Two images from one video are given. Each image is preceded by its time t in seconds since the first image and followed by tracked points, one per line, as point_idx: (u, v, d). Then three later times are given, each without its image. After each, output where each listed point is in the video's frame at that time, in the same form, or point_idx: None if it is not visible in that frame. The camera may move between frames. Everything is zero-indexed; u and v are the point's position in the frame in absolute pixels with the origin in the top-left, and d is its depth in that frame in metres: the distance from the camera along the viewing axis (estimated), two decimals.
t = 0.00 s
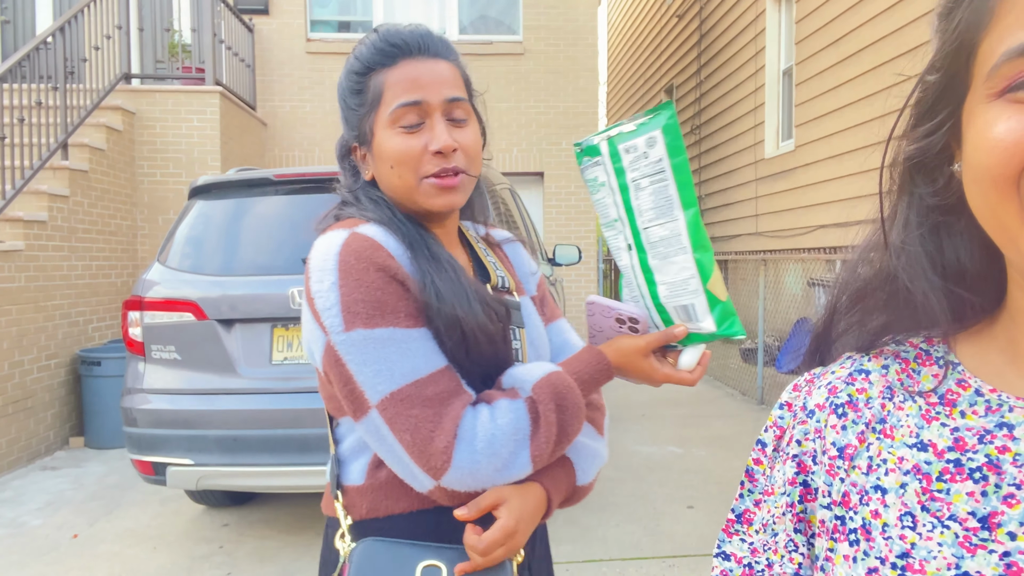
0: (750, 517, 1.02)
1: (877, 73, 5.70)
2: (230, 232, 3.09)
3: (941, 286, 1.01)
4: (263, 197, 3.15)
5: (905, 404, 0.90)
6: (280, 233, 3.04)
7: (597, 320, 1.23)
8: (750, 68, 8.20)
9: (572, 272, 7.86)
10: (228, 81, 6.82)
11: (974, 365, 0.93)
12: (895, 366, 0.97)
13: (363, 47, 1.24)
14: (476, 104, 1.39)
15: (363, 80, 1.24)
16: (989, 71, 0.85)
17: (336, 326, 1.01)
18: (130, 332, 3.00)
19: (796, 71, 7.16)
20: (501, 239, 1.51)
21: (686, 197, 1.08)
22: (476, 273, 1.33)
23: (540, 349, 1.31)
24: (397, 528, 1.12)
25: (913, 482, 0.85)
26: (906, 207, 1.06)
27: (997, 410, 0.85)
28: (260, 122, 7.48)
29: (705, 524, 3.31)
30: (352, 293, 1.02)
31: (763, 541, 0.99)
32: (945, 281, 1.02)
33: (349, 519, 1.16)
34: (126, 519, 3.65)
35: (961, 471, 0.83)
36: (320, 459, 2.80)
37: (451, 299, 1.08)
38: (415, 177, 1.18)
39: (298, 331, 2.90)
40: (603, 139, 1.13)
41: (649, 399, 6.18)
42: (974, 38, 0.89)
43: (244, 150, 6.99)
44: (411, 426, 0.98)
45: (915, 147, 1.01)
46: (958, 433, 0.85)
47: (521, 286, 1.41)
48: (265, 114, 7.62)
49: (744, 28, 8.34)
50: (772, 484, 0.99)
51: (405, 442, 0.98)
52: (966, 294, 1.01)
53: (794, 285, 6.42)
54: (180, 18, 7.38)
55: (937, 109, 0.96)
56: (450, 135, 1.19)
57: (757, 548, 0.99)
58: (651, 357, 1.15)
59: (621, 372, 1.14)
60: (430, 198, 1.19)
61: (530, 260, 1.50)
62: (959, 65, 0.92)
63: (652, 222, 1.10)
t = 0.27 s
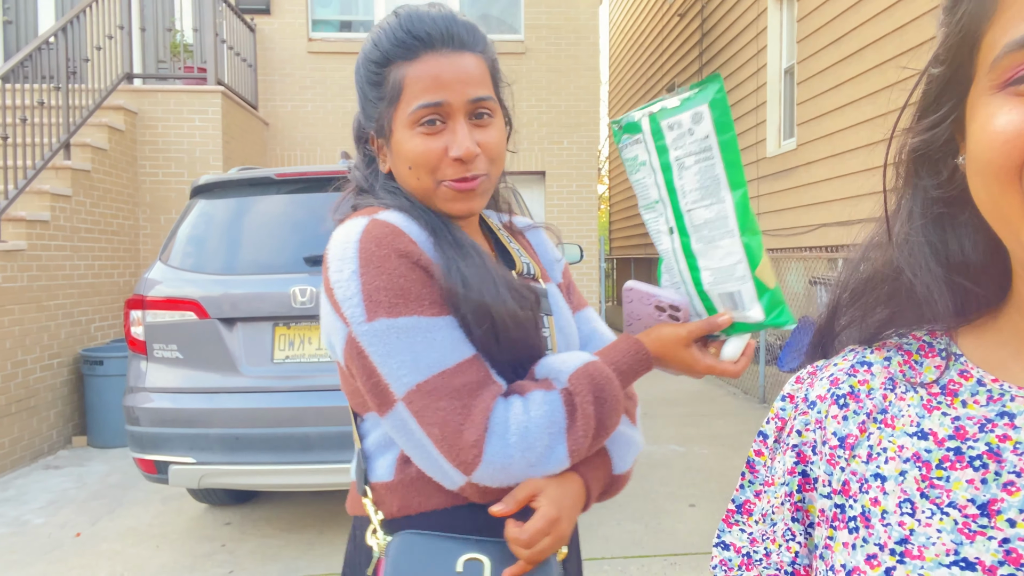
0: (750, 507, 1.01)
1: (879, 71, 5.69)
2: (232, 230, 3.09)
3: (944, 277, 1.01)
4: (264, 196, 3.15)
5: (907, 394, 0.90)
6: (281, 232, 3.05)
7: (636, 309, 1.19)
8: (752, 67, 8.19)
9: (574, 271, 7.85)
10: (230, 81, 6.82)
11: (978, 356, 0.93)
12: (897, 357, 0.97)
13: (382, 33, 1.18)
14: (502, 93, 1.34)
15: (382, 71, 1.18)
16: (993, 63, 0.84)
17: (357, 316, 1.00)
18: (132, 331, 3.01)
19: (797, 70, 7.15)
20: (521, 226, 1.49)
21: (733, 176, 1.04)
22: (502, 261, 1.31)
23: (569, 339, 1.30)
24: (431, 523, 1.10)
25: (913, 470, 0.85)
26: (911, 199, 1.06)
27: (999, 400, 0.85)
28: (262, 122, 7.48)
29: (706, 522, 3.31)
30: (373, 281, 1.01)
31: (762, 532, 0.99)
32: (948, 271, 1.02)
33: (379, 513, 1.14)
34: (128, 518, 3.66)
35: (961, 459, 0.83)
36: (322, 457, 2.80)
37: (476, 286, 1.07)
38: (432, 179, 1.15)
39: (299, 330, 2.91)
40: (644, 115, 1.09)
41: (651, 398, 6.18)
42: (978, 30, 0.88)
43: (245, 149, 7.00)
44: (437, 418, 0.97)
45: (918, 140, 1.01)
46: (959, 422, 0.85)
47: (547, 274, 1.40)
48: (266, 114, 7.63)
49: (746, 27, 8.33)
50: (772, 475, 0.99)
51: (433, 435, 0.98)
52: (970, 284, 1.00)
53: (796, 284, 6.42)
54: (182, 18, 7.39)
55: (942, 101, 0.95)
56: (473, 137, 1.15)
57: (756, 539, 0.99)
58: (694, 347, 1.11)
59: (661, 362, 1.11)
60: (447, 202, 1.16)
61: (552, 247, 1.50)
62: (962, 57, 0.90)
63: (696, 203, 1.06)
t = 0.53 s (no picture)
0: (757, 520, 1.00)
1: (883, 66, 5.66)
2: (234, 228, 3.09)
3: (952, 283, 1.00)
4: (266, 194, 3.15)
5: (916, 405, 0.90)
6: (283, 230, 3.04)
7: (666, 306, 1.18)
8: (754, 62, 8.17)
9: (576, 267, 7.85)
10: (231, 78, 6.82)
11: (987, 366, 0.91)
12: (905, 368, 0.96)
13: (407, 32, 1.17)
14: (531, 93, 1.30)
15: (407, 71, 1.16)
16: (1003, 68, 0.84)
17: (383, 316, 0.98)
18: (134, 329, 3.00)
19: (800, 64, 7.12)
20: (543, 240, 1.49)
21: (773, 161, 1.05)
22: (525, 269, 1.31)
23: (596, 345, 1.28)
24: (469, 550, 1.06)
25: (921, 481, 0.85)
26: (918, 204, 1.05)
27: (1008, 410, 0.84)
28: (263, 119, 7.48)
29: (709, 519, 3.31)
30: (401, 279, 0.99)
31: (769, 545, 0.97)
32: (956, 277, 1.01)
33: (409, 545, 1.10)
34: (131, 515, 3.66)
35: (970, 471, 0.82)
36: (324, 455, 2.80)
37: (503, 284, 1.06)
38: (455, 186, 1.15)
39: (301, 327, 2.90)
40: (672, 105, 1.11)
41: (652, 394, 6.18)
42: (990, 34, 0.87)
43: (247, 146, 7.00)
44: (474, 425, 0.94)
45: (930, 143, 1.01)
46: (968, 433, 0.84)
47: (569, 284, 1.39)
48: (268, 111, 7.63)
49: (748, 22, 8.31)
50: (779, 487, 0.99)
51: (470, 444, 0.94)
52: (977, 289, 1.00)
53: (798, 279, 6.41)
54: (183, 14, 7.38)
55: (953, 105, 0.96)
56: (497, 143, 1.13)
57: (763, 552, 0.98)
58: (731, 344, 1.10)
59: (702, 363, 1.09)
60: (467, 208, 1.16)
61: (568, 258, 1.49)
62: (974, 61, 0.90)
63: (735, 190, 1.07)
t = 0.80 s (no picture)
0: (761, 526, 1.00)
1: (887, 62, 5.65)
2: (237, 225, 3.08)
3: (957, 278, 0.99)
4: (268, 191, 3.14)
5: (919, 405, 0.90)
6: (285, 227, 3.04)
7: (674, 307, 1.17)
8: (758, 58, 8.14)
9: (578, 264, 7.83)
10: (233, 75, 6.81)
11: (989, 365, 0.92)
12: (906, 368, 0.95)
13: (423, 31, 1.17)
14: (551, 98, 1.29)
15: (422, 72, 1.16)
16: (1012, 61, 0.84)
17: (381, 324, 0.97)
18: (137, 326, 3.01)
19: (804, 60, 7.10)
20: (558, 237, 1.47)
21: (779, 157, 1.03)
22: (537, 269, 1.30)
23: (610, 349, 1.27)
24: (472, 555, 1.05)
25: (926, 481, 0.84)
26: (923, 197, 1.03)
27: (1012, 408, 0.85)
28: (266, 116, 7.48)
29: (712, 516, 3.31)
30: (399, 285, 0.98)
31: (775, 549, 0.97)
32: (961, 272, 0.99)
33: (414, 548, 1.10)
34: (135, 512, 3.67)
35: (976, 469, 0.82)
36: (328, 452, 2.80)
37: (504, 292, 1.05)
38: (466, 190, 1.14)
39: (303, 325, 2.89)
40: (677, 100, 1.09)
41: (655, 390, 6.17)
42: (999, 25, 0.86)
43: (249, 143, 6.99)
44: (473, 435, 0.93)
45: (935, 135, 0.99)
46: (972, 431, 0.84)
47: (584, 283, 1.38)
48: (270, 108, 7.63)
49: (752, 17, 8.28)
50: (783, 491, 0.98)
51: (469, 455, 0.93)
52: (983, 284, 0.98)
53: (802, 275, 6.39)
54: (185, 12, 7.37)
55: (960, 97, 0.94)
56: (511, 150, 1.13)
57: (769, 557, 0.97)
58: (741, 346, 1.09)
59: (713, 366, 1.08)
60: (478, 212, 1.16)
61: (587, 257, 1.48)
62: (983, 51, 0.89)
63: (741, 189, 1.05)
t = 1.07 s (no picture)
0: (757, 527, 0.99)
1: (892, 60, 5.62)
2: (241, 225, 3.08)
3: (954, 280, 0.99)
4: (273, 191, 3.14)
5: (915, 407, 0.89)
6: (290, 228, 3.04)
7: (661, 311, 1.20)
8: (762, 56, 8.11)
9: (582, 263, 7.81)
10: (237, 75, 6.82)
11: (985, 366, 0.91)
12: (903, 370, 0.95)
13: (423, 67, 1.18)
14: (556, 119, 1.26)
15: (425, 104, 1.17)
16: (1010, 60, 0.83)
17: (383, 336, 1.02)
18: (142, 327, 3.01)
19: (809, 58, 7.07)
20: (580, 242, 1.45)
21: (733, 160, 0.98)
22: (548, 279, 1.28)
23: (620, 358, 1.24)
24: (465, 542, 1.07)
25: (923, 484, 0.84)
26: (918, 197, 1.03)
27: (1008, 410, 0.84)
28: (270, 116, 7.48)
29: (718, 517, 3.29)
30: (398, 300, 1.02)
31: (771, 551, 0.96)
32: (957, 274, 0.99)
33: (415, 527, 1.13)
34: (140, 512, 3.67)
35: (973, 471, 0.81)
36: (333, 452, 2.79)
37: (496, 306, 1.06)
38: (469, 211, 1.14)
39: (308, 325, 2.89)
40: (641, 111, 1.06)
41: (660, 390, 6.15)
42: (994, 26, 0.87)
43: (253, 143, 7.00)
44: (456, 437, 0.96)
45: (930, 135, 0.99)
46: (969, 434, 0.84)
47: (600, 290, 1.36)
48: (274, 108, 7.63)
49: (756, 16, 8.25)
50: (779, 492, 0.97)
51: (451, 455, 0.97)
52: (978, 285, 0.99)
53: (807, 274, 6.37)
54: (189, 12, 7.38)
55: (956, 97, 0.94)
56: (510, 172, 1.12)
57: (765, 559, 0.96)
58: (719, 348, 1.04)
59: (687, 369, 1.05)
60: (484, 231, 1.15)
61: (612, 262, 1.45)
62: (980, 51, 0.89)
63: (700, 195, 1.02)
